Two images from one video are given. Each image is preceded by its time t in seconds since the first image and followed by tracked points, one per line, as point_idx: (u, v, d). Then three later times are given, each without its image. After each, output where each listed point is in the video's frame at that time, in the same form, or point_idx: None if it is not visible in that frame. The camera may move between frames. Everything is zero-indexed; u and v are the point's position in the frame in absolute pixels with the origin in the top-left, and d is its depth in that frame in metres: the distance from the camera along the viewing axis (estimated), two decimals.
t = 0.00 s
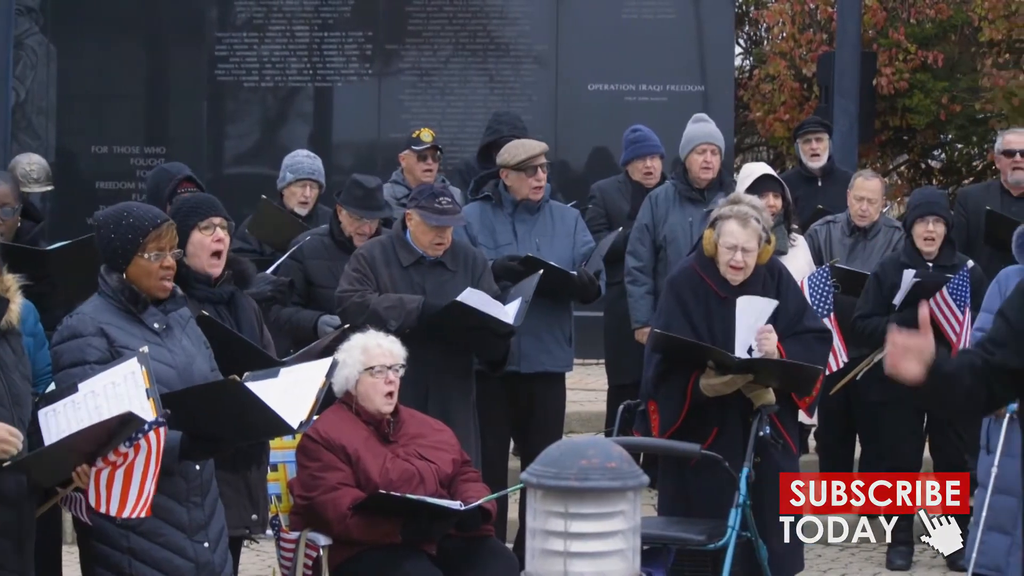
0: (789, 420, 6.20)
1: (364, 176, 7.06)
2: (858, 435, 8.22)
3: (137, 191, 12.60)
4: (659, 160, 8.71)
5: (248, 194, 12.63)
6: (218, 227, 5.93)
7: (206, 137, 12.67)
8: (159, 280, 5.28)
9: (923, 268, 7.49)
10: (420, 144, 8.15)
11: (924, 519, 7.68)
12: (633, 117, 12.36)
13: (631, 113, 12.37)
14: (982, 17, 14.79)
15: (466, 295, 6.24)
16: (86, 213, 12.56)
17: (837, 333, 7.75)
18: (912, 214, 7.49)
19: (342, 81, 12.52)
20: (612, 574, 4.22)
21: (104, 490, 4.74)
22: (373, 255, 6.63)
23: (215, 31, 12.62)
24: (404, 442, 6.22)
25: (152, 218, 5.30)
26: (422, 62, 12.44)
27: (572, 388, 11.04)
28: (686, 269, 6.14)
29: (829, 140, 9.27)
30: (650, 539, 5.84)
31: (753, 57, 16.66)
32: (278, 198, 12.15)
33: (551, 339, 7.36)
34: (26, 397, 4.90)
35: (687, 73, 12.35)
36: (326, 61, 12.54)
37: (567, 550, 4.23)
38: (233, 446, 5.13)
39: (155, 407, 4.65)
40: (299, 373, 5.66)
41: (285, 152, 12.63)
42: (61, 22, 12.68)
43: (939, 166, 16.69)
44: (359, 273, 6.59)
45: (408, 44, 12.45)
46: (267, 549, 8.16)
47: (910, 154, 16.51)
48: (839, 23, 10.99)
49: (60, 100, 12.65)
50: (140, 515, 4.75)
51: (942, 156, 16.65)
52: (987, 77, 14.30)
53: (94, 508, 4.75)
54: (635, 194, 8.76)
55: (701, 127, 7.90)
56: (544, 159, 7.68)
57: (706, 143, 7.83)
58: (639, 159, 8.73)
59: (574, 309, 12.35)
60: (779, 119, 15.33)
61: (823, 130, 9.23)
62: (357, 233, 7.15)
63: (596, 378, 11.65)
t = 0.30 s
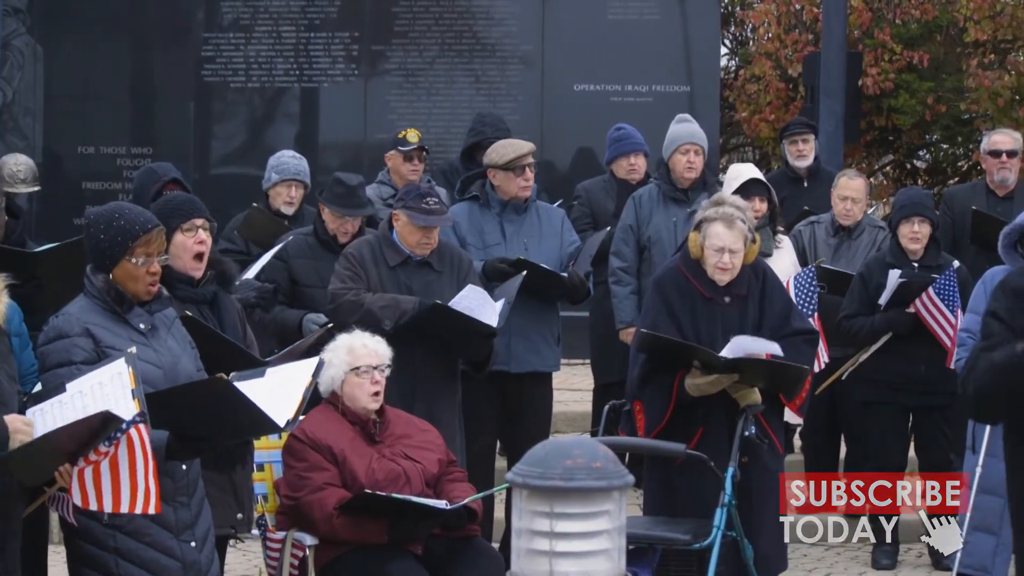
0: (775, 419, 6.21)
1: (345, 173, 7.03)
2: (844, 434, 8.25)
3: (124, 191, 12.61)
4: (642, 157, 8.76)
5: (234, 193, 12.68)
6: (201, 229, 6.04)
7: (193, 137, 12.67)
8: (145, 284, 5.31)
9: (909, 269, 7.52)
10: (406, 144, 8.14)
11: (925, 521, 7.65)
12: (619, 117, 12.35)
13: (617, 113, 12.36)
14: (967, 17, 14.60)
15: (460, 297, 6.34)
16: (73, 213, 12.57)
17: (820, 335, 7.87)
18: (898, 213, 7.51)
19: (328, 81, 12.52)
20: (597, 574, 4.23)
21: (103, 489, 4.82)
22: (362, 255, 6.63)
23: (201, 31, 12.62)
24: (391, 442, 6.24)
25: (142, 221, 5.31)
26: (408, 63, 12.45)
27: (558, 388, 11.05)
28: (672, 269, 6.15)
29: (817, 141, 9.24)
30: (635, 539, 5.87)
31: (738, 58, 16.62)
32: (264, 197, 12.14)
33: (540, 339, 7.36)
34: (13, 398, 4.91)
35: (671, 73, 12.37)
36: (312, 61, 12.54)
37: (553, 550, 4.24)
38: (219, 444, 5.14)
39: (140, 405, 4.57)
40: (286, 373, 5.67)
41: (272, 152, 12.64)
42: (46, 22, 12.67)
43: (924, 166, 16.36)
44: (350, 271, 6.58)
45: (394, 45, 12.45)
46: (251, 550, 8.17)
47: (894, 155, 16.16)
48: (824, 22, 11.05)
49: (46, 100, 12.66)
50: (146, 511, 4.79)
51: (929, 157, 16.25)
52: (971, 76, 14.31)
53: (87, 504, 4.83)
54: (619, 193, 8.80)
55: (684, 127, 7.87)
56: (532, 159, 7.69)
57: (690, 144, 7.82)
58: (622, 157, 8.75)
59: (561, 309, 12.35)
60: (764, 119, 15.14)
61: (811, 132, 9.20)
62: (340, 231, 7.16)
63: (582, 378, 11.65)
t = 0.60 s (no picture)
0: (766, 419, 6.21)
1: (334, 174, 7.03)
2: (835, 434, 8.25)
3: (114, 191, 12.60)
4: (631, 158, 8.79)
5: (225, 193, 12.68)
6: (188, 228, 6.11)
7: (184, 137, 12.67)
8: (135, 284, 5.30)
9: (899, 269, 7.53)
10: (397, 144, 8.15)
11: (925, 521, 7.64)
12: (609, 117, 12.35)
13: (608, 113, 12.35)
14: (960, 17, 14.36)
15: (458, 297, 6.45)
16: (63, 212, 12.56)
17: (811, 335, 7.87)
18: (888, 213, 7.51)
19: (319, 81, 12.51)
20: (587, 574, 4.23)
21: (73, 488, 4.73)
22: (354, 255, 6.61)
23: (192, 32, 12.60)
24: (381, 443, 6.24)
25: (133, 221, 5.31)
26: (399, 63, 12.45)
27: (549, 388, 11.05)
28: (661, 270, 6.15)
29: (807, 142, 9.28)
30: (625, 539, 5.87)
31: (729, 58, 16.66)
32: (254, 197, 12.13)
33: (532, 339, 7.36)
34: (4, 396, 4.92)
35: (662, 73, 12.37)
36: (303, 61, 12.53)
37: (543, 550, 4.24)
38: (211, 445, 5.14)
39: (120, 409, 4.66)
40: (276, 372, 5.69)
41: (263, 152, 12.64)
42: (36, 22, 12.67)
43: (914, 166, 16.40)
44: (343, 271, 6.56)
45: (384, 45, 12.46)
46: (243, 549, 8.17)
47: (885, 155, 16.24)
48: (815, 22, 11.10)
49: (37, 100, 12.65)
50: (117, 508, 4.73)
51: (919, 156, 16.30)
52: (962, 77, 14.23)
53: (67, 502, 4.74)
54: (609, 192, 8.81)
55: (673, 126, 7.85)
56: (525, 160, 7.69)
57: (678, 144, 7.80)
58: (611, 157, 8.80)
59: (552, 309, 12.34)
60: (754, 119, 15.08)
61: (802, 132, 9.22)
62: (327, 230, 7.14)
63: (573, 378, 11.65)
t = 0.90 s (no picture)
0: (754, 419, 6.21)
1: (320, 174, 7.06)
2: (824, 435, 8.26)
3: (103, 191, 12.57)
4: (617, 158, 8.76)
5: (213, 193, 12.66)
6: (179, 227, 6.07)
7: (172, 136, 12.64)
8: (123, 283, 5.29)
9: (887, 268, 7.53)
10: (386, 144, 8.18)
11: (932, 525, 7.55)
12: (598, 117, 12.38)
13: (596, 113, 12.37)
14: (947, 17, 14.32)
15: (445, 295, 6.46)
16: (51, 212, 12.53)
17: (801, 335, 7.85)
18: (877, 212, 7.51)
19: (307, 81, 12.51)
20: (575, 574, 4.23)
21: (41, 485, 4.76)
22: (342, 255, 6.61)
23: (180, 31, 12.58)
24: (369, 443, 6.24)
25: (119, 220, 5.30)
26: (387, 63, 12.45)
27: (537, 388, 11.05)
28: (647, 269, 6.16)
29: (796, 142, 9.26)
30: (613, 539, 5.88)
31: (717, 57, 16.72)
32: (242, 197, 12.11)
33: (522, 340, 7.36)
34: None
35: (650, 73, 12.37)
36: (291, 61, 12.52)
37: (531, 550, 4.23)
38: (198, 445, 5.14)
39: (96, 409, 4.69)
40: (264, 373, 5.66)
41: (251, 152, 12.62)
42: (23, 21, 12.63)
43: (903, 166, 16.48)
44: (330, 272, 6.57)
45: (372, 45, 12.46)
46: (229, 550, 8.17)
47: (874, 155, 16.31)
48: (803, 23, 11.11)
49: (25, 100, 12.62)
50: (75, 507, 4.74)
51: (907, 156, 16.38)
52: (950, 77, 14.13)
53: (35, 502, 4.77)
54: (595, 193, 8.81)
55: (661, 127, 7.84)
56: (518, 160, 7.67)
57: (667, 144, 7.79)
58: (597, 158, 8.77)
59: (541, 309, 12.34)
60: (743, 120, 15.17)
61: (790, 132, 9.21)
62: (313, 230, 7.15)
63: (561, 378, 11.64)
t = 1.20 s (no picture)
0: (738, 418, 6.21)
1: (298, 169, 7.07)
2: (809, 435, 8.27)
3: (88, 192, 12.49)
4: (601, 159, 8.75)
5: (199, 193, 12.59)
6: (166, 228, 6.06)
7: (157, 136, 12.58)
8: (105, 281, 5.29)
9: (873, 268, 7.52)
10: (371, 144, 8.23)
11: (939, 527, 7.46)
12: (584, 117, 12.35)
13: (582, 113, 12.36)
14: (933, 16, 14.45)
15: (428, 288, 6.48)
16: (35, 212, 12.44)
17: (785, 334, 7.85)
18: (862, 211, 7.49)
19: (291, 80, 12.47)
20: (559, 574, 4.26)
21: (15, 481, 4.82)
22: (326, 255, 6.62)
23: (165, 31, 12.53)
24: (353, 442, 6.25)
25: (99, 219, 5.30)
26: (372, 63, 12.42)
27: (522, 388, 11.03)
28: (630, 269, 6.17)
29: (781, 140, 9.24)
30: (597, 539, 5.88)
31: (701, 57, 16.77)
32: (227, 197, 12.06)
33: (509, 340, 7.36)
34: None
35: (635, 73, 12.36)
36: (275, 61, 12.48)
37: (515, 550, 4.27)
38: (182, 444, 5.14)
39: (78, 406, 4.74)
40: (246, 372, 5.67)
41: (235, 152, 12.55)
42: (6, 20, 12.54)
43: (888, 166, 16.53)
44: (314, 272, 6.57)
45: (357, 45, 12.43)
46: (214, 550, 8.17)
47: (859, 154, 16.38)
48: (788, 23, 11.15)
49: (8, 100, 12.55)
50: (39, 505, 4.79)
51: (892, 156, 16.44)
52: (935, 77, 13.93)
53: (12, 500, 4.86)
54: (578, 193, 8.82)
55: (648, 127, 7.89)
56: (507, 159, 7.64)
57: (652, 144, 7.84)
58: (581, 159, 8.75)
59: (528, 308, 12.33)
60: (728, 120, 15.20)
61: (775, 130, 9.20)
62: (296, 228, 7.14)
63: (546, 378, 11.62)
